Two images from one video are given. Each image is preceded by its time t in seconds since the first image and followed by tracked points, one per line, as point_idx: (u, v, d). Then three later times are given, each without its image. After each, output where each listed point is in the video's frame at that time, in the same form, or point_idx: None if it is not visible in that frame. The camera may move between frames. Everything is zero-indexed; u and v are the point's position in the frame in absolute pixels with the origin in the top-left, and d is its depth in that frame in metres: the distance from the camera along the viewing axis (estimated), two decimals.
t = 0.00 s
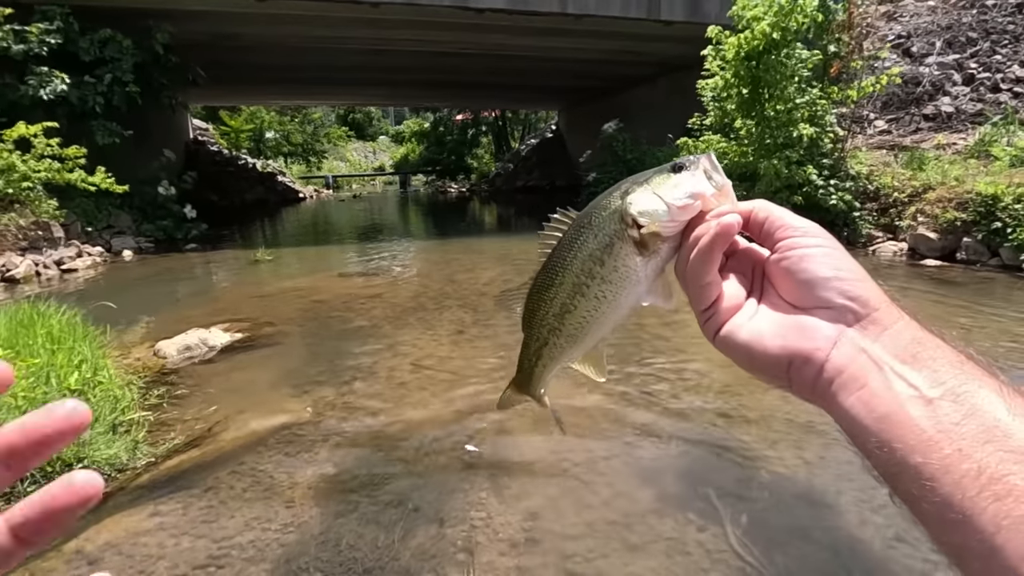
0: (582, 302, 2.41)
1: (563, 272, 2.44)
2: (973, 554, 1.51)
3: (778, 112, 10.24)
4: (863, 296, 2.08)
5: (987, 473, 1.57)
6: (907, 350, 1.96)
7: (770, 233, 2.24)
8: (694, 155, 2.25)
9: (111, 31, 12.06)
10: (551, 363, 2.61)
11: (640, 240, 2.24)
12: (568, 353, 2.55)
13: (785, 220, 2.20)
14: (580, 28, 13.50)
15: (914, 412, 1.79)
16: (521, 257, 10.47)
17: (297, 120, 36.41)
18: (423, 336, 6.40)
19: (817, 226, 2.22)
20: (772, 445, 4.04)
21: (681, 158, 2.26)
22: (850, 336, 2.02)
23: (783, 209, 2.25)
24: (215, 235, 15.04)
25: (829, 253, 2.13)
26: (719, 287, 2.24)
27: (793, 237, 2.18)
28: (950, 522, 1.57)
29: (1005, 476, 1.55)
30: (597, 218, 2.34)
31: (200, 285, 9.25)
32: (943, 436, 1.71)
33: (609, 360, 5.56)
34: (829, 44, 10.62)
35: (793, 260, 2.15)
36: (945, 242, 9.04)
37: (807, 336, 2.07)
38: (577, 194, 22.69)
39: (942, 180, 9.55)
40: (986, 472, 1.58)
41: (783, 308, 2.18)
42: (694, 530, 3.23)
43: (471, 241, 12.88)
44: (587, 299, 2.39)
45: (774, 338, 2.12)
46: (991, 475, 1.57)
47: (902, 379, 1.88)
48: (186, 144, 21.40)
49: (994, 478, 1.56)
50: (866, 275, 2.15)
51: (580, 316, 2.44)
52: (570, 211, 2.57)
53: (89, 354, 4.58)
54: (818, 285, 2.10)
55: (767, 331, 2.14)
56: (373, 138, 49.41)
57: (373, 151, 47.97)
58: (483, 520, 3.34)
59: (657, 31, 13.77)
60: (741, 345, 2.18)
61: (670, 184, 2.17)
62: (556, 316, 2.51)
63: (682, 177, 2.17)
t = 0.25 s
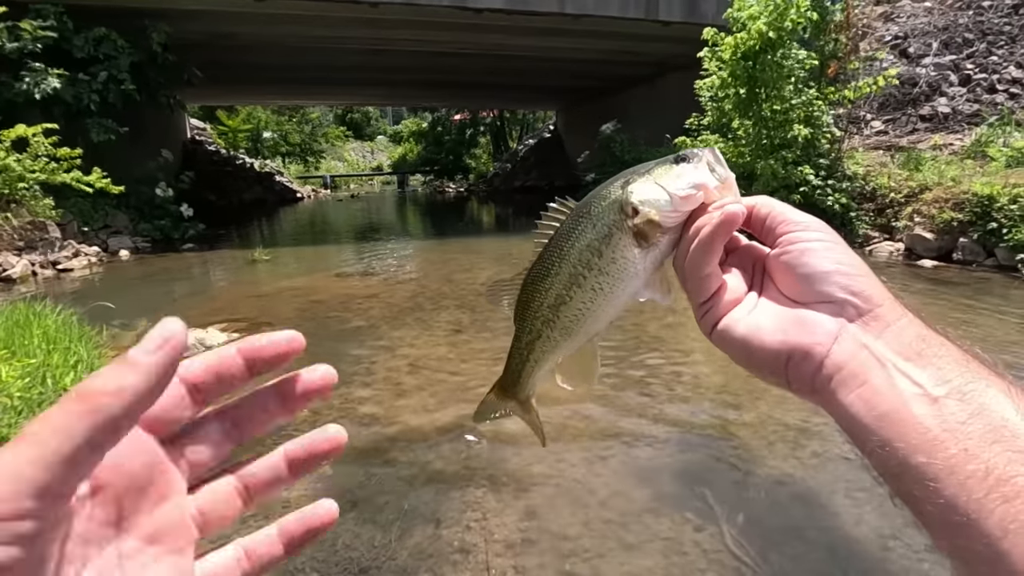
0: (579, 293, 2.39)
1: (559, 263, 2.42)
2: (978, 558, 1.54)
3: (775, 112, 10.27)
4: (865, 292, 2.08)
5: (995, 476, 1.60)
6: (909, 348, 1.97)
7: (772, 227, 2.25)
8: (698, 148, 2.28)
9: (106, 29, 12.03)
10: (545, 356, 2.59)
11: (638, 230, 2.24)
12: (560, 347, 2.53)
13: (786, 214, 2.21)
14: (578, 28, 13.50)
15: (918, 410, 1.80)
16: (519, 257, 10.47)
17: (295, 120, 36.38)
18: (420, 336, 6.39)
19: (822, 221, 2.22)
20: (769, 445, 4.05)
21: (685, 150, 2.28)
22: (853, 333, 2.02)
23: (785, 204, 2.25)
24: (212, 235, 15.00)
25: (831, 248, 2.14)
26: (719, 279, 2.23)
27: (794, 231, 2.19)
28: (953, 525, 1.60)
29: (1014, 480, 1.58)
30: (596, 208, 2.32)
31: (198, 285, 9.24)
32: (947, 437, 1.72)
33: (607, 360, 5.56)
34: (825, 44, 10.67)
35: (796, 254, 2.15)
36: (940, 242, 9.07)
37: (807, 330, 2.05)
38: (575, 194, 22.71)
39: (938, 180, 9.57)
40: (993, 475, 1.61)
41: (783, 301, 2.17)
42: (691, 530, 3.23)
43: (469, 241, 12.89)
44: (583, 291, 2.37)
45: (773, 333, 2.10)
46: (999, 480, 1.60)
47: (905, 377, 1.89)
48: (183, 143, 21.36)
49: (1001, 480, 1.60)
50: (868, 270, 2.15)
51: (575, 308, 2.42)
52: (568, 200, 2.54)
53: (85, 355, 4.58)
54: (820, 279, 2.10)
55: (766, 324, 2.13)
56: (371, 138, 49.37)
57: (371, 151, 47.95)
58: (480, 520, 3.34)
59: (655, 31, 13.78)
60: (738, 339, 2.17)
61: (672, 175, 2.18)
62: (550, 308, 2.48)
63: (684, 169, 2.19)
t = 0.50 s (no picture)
0: (555, 289, 2.30)
1: (536, 258, 2.34)
2: None
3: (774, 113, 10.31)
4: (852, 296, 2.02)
5: (991, 491, 1.57)
6: (899, 354, 1.91)
7: (756, 227, 2.17)
8: (684, 148, 2.24)
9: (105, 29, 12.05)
10: (515, 353, 2.47)
11: (617, 229, 2.19)
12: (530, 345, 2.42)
13: (771, 217, 2.14)
14: (577, 28, 13.52)
15: (909, 420, 1.76)
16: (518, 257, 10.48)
17: (294, 120, 36.40)
18: (420, 337, 6.40)
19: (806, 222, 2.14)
20: (768, 445, 4.05)
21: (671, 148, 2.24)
22: (841, 338, 1.96)
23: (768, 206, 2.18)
24: (212, 235, 15.01)
25: (817, 252, 2.07)
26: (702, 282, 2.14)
27: (778, 233, 2.12)
28: (949, 541, 1.57)
29: (1012, 495, 1.55)
30: (578, 204, 2.27)
31: (197, 285, 9.25)
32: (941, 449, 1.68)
33: (607, 360, 5.57)
34: (824, 46, 10.64)
35: (782, 257, 2.08)
36: (939, 242, 9.09)
37: (792, 336, 1.99)
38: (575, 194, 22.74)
39: (937, 181, 9.58)
40: (989, 489, 1.58)
41: (767, 305, 2.11)
42: (689, 529, 3.24)
43: (469, 241, 12.92)
44: (558, 289, 2.30)
45: (759, 339, 2.04)
46: (994, 494, 1.57)
47: (896, 385, 1.84)
48: (183, 144, 21.38)
49: (998, 493, 1.57)
50: (856, 273, 2.08)
51: (548, 307, 2.34)
52: (550, 195, 2.49)
53: (85, 355, 4.58)
54: (805, 283, 2.03)
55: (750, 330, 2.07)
56: (371, 138, 49.42)
57: (371, 151, 48.02)
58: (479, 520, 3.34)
59: (654, 32, 13.80)
60: (722, 344, 2.11)
61: (656, 173, 2.14)
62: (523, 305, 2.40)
63: (669, 167, 2.15)
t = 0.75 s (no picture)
0: (496, 311, 2.43)
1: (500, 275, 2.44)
2: None
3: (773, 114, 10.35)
4: (829, 377, 2.13)
5: None
6: (880, 434, 2.02)
7: (732, 308, 2.29)
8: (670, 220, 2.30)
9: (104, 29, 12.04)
10: (441, 342, 2.66)
11: (575, 276, 2.30)
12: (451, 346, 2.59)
13: (746, 296, 2.26)
14: (576, 29, 13.52)
15: (896, 505, 1.84)
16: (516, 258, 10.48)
17: (294, 121, 36.40)
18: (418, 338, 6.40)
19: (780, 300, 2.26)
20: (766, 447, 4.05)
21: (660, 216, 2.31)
22: (822, 420, 2.07)
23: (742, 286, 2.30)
24: (210, 236, 14.99)
25: (791, 331, 2.18)
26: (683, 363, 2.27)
27: (754, 313, 2.23)
28: None
29: None
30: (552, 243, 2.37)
31: (195, 285, 9.25)
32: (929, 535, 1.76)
33: (604, 362, 5.56)
34: (823, 46, 10.61)
35: (759, 337, 2.20)
36: (937, 243, 9.10)
37: (777, 419, 2.11)
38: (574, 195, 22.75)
39: (935, 181, 9.58)
40: None
41: (749, 386, 2.23)
42: (686, 531, 3.24)
43: (468, 241, 12.94)
44: (511, 312, 2.39)
45: (744, 421, 2.16)
46: None
47: (880, 468, 1.93)
48: (182, 144, 21.36)
49: None
50: (832, 351, 2.19)
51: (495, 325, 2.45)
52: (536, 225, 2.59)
53: (81, 356, 4.57)
54: (784, 364, 2.15)
55: (736, 412, 2.19)
56: (370, 139, 49.44)
57: (370, 152, 48.05)
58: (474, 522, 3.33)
59: (653, 33, 13.80)
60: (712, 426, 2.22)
61: (626, 232, 2.24)
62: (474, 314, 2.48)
63: (644, 234, 2.22)
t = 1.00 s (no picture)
0: (483, 324, 2.69)
1: (494, 297, 2.68)
2: None
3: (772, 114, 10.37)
4: (801, 425, 2.16)
5: None
6: (853, 479, 2.03)
7: (706, 360, 2.34)
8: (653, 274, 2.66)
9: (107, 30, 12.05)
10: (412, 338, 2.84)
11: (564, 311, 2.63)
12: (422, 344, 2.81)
13: (718, 347, 2.31)
14: (577, 30, 13.52)
15: (867, 550, 1.82)
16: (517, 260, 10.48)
17: (294, 121, 36.39)
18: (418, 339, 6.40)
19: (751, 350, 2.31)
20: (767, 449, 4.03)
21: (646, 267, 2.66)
22: (796, 468, 2.09)
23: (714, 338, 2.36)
24: (211, 236, 14.97)
25: (762, 380, 2.23)
26: (665, 416, 2.34)
27: (728, 363, 2.28)
28: None
29: None
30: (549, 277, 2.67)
31: (195, 286, 9.24)
32: None
33: (605, 363, 5.56)
34: (823, 47, 10.57)
35: (733, 386, 2.24)
36: (939, 244, 9.06)
37: (754, 468, 2.14)
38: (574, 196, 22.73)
39: (936, 182, 9.55)
40: None
41: (728, 436, 2.27)
42: (688, 533, 3.23)
43: (468, 242, 12.95)
44: (497, 330, 2.68)
45: (724, 471, 2.20)
46: None
47: (852, 512, 1.93)
48: (182, 144, 21.34)
49: None
50: (806, 402, 2.23)
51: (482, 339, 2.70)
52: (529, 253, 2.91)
53: (81, 356, 4.57)
54: (758, 414, 2.19)
55: (715, 461, 2.23)
56: (370, 140, 49.44)
57: (370, 153, 48.14)
58: (475, 524, 3.32)
59: (654, 33, 13.79)
60: (694, 476, 2.25)
61: (614, 276, 2.59)
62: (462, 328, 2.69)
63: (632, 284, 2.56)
